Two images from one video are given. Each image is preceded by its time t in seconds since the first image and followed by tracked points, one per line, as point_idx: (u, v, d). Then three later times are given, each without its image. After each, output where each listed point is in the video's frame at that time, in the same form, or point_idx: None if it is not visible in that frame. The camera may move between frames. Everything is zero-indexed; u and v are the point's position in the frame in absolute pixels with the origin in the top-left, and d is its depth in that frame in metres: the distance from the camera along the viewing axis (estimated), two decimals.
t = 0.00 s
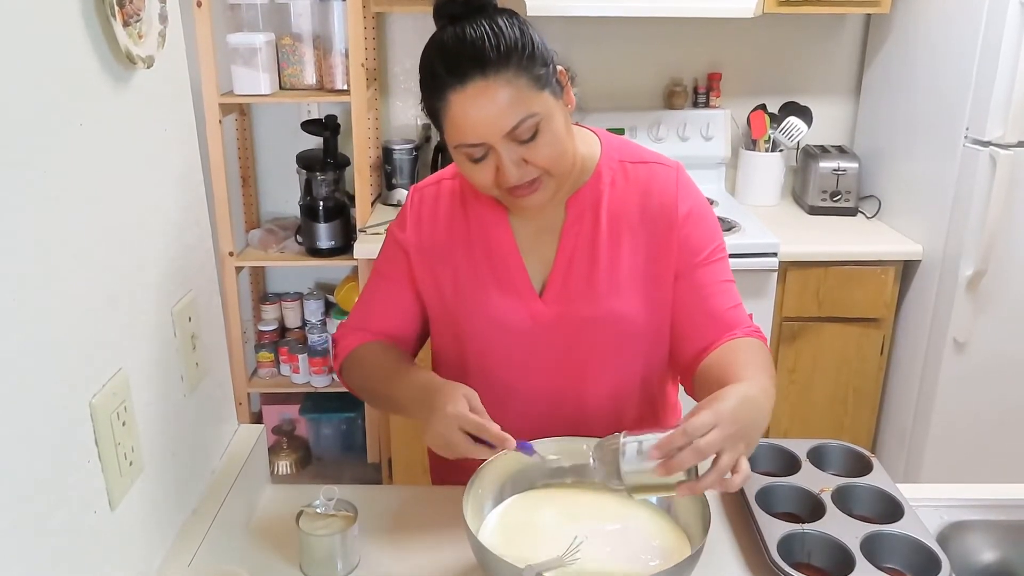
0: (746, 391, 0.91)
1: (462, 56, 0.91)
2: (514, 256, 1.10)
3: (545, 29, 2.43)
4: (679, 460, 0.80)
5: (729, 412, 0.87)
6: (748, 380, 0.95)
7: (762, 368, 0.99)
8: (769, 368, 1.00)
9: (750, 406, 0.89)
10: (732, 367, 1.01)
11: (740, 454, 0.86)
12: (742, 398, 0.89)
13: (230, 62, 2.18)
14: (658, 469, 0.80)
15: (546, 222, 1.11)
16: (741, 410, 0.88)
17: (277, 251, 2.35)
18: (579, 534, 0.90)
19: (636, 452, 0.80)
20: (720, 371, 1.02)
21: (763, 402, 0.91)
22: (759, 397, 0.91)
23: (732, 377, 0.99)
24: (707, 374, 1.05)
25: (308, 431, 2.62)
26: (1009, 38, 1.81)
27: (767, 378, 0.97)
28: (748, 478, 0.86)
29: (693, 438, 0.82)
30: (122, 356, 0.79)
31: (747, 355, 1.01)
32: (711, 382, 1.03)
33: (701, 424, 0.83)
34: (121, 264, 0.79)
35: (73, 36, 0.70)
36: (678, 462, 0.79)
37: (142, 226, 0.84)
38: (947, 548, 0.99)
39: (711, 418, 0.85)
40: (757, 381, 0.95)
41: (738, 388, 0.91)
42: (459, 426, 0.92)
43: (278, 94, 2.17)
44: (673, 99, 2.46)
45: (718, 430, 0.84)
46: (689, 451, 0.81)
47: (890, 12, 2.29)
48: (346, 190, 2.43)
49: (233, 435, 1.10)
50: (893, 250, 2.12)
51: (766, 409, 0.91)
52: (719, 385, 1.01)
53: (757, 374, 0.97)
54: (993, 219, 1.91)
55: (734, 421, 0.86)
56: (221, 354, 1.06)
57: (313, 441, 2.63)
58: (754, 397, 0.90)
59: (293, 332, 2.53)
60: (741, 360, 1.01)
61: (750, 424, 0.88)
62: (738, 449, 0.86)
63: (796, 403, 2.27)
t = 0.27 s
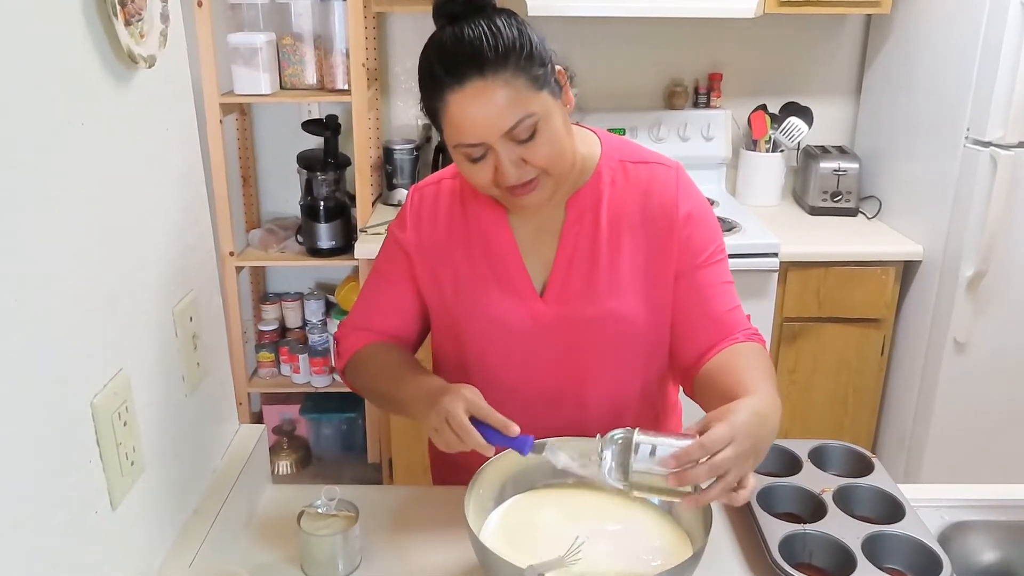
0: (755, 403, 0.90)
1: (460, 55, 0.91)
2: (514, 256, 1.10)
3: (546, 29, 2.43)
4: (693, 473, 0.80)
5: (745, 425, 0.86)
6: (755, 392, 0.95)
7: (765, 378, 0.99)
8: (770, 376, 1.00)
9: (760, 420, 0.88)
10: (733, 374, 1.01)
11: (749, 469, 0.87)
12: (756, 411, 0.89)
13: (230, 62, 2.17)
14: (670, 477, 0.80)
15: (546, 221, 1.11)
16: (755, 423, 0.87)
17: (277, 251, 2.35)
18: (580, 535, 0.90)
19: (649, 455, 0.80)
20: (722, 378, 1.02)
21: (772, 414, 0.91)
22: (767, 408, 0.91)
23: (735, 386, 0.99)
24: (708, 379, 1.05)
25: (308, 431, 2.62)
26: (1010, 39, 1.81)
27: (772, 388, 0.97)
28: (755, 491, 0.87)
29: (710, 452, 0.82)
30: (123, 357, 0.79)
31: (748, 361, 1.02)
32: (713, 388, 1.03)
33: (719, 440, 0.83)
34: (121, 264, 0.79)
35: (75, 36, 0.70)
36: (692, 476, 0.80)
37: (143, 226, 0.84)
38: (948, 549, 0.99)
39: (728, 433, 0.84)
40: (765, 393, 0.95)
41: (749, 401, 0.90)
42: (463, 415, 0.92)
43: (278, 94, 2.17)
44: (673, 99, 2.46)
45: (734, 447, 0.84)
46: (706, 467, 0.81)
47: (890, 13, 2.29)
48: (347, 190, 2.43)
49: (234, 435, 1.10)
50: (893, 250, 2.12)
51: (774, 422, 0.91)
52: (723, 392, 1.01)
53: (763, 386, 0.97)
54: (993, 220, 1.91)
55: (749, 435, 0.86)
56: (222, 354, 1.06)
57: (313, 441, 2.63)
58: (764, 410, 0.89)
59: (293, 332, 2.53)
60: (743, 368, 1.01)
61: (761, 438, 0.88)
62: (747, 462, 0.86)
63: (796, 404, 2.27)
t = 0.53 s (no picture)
0: (750, 404, 0.91)
1: (455, 58, 0.91)
2: (514, 256, 1.10)
3: (546, 30, 2.44)
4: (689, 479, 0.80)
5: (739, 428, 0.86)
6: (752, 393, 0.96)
7: (762, 377, 0.99)
8: (767, 376, 1.01)
9: (756, 422, 0.89)
10: (730, 375, 1.01)
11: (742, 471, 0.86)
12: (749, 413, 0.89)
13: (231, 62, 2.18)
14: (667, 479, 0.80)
15: (545, 222, 1.11)
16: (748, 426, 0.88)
17: (278, 252, 2.35)
18: (582, 535, 0.90)
19: (651, 452, 0.78)
20: (720, 378, 1.02)
21: (767, 414, 0.92)
22: (762, 407, 0.91)
23: (731, 387, 0.99)
24: (705, 380, 1.05)
25: (309, 431, 2.62)
26: (1011, 39, 1.81)
27: (768, 390, 0.97)
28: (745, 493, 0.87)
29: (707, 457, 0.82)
30: (125, 358, 0.79)
31: (746, 361, 1.02)
32: (710, 388, 1.03)
33: (717, 444, 0.82)
34: (123, 265, 0.79)
35: (77, 37, 0.71)
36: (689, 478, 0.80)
37: (144, 226, 0.84)
38: (949, 549, 0.99)
39: (725, 436, 0.84)
40: (761, 394, 0.95)
41: (744, 403, 0.91)
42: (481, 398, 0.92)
43: (280, 94, 2.17)
44: (674, 100, 2.46)
45: (730, 450, 0.84)
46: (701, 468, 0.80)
47: (891, 14, 2.29)
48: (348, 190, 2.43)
49: (235, 435, 1.10)
50: (894, 251, 2.12)
51: (770, 422, 0.91)
52: (720, 392, 1.01)
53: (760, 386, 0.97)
54: (993, 220, 1.92)
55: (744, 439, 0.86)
56: (223, 355, 1.06)
57: (313, 441, 2.63)
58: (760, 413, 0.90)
59: (294, 332, 2.54)
60: (740, 368, 1.01)
61: (755, 441, 0.88)
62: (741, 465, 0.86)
63: (797, 405, 2.28)
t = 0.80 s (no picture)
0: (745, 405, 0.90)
1: (443, 69, 0.91)
2: (512, 258, 1.10)
3: (547, 30, 2.44)
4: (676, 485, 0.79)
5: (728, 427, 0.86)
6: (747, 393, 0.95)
7: (759, 376, 0.99)
8: (765, 375, 1.00)
9: (750, 424, 0.88)
10: (727, 375, 1.01)
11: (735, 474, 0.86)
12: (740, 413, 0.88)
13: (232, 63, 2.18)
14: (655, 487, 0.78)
15: (543, 223, 1.11)
16: (739, 426, 0.87)
17: (278, 252, 2.35)
18: (580, 535, 0.91)
19: (642, 460, 0.77)
20: (717, 378, 1.02)
21: (764, 419, 0.91)
22: (759, 413, 0.91)
23: (728, 386, 0.99)
24: (704, 380, 1.05)
25: (309, 432, 2.62)
26: (1011, 40, 1.81)
27: (766, 392, 0.96)
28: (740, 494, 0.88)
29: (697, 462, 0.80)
30: (125, 358, 0.80)
31: (744, 361, 1.01)
32: (708, 388, 1.03)
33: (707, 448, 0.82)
34: (123, 265, 0.80)
35: (77, 40, 0.71)
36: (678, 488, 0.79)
37: (145, 226, 0.84)
38: (948, 549, 0.99)
39: (715, 439, 0.83)
40: (757, 394, 0.94)
41: (740, 404, 0.90)
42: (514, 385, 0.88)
43: (280, 95, 2.17)
44: (674, 100, 2.46)
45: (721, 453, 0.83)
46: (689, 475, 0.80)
47: (891, 14, 2.29)
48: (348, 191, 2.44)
49: (235, 435, 1.11)
50: (895, 251, 2.12)
51: (765, 425, 0.91)
52: (718, 392, 1.01)
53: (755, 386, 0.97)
54: (993, 220, 1.92)
55: (735, 439, 0.85)
56: (223, 355, 1.06)
57: (314, 442, 2.63)
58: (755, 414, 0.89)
59: (295, 333, 2.54)
60: (737, 368, 1.01)
61: (748, 443, 0.87)
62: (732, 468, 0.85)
63: (797, 405, 2.28)
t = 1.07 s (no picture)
0: (744, 395, 0.91)
1: (449, 65, 0.92)
2: (516, 257, 1.11)
3: (547, 32, 2.44)
4: (668, 458, 0.81)
5: (723, 411, 0.87)
6: (747, 384, 0.95)
7: (761, 372, 0.99)
8: (768, 372, 1.00)
9: (746, 410, 0.89)
10: (730, 370, 1.01)
11: (726, 458, 0.87)
12: (738, 401, 0.90)
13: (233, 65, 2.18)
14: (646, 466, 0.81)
15: (547, 224, 1.12)
16: (735, 412, 0.88)
17: (279, 253, 2.36)
18: (580, 536, 0.91)
19: (628, 439, 0.81)
20: (719, 375, 1.02)
21: (762, 409, 0.92)
22: (758, 403, 0.92)
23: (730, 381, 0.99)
24: (707, 378, 1.05)
25: (309, 433, 2.62)
26: (1010, 41, 1.81)
27: (766, 383, 0.97)
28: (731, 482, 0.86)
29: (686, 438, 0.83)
30: (126, 359, 0.80)
31: (747, 357, 1.01)
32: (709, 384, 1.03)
33: (695, 426, 0.84)
34: (125, 266, 0.80)
35: (80, 42, 0.71)
36: (667, 461, 0.81)
37: (146, 227, 0.85)
38: (946, 550, 0.99)
39: (706, 419, 0.85)
40: (756, 386, 0.95)
41: (738, 391, 0.92)
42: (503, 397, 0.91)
43: (281, 96, 2.17)
44: (674, 102, 2.47)
45: (711, 432, 0.85)
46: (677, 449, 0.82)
47: (891, 16, 2.30)
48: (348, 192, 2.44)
49: (236, 435, 1.11)
50: (894, 253, 2.12)
51: (764, 416, 0.92)
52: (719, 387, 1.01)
53: (757, 379, 0.97)
54: (992, 222, 1.92)
55: (728, 423, 0.87)
56: (224, 355, 1.07)
57: (314, 443, 2.63)
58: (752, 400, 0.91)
59: (295, 334, 2.54)
60: (739, 364, 1.01)
61: (743, 427, 0.88)
62: (726, 451, 0.86)
63: (796, 406, 2.28)
